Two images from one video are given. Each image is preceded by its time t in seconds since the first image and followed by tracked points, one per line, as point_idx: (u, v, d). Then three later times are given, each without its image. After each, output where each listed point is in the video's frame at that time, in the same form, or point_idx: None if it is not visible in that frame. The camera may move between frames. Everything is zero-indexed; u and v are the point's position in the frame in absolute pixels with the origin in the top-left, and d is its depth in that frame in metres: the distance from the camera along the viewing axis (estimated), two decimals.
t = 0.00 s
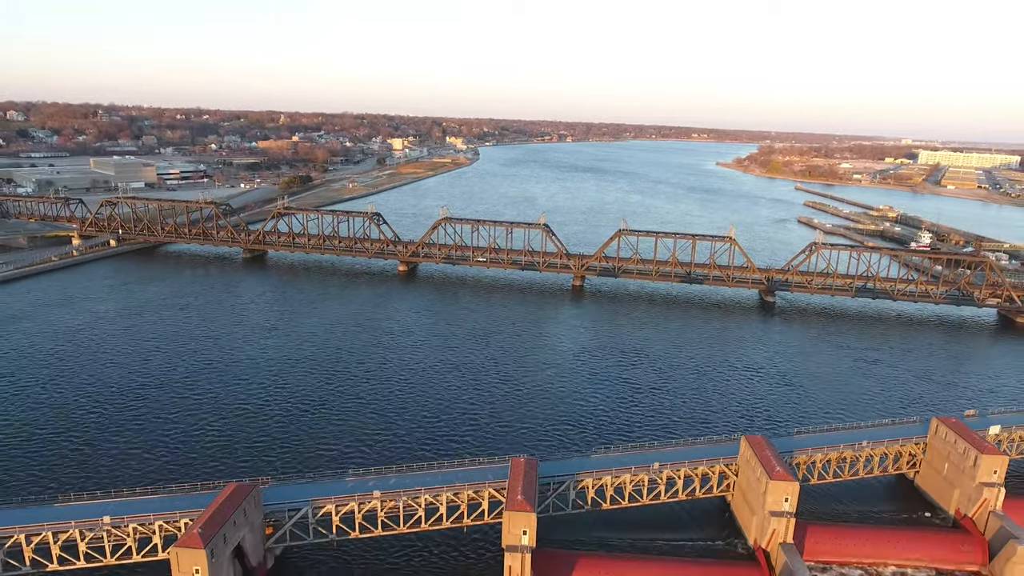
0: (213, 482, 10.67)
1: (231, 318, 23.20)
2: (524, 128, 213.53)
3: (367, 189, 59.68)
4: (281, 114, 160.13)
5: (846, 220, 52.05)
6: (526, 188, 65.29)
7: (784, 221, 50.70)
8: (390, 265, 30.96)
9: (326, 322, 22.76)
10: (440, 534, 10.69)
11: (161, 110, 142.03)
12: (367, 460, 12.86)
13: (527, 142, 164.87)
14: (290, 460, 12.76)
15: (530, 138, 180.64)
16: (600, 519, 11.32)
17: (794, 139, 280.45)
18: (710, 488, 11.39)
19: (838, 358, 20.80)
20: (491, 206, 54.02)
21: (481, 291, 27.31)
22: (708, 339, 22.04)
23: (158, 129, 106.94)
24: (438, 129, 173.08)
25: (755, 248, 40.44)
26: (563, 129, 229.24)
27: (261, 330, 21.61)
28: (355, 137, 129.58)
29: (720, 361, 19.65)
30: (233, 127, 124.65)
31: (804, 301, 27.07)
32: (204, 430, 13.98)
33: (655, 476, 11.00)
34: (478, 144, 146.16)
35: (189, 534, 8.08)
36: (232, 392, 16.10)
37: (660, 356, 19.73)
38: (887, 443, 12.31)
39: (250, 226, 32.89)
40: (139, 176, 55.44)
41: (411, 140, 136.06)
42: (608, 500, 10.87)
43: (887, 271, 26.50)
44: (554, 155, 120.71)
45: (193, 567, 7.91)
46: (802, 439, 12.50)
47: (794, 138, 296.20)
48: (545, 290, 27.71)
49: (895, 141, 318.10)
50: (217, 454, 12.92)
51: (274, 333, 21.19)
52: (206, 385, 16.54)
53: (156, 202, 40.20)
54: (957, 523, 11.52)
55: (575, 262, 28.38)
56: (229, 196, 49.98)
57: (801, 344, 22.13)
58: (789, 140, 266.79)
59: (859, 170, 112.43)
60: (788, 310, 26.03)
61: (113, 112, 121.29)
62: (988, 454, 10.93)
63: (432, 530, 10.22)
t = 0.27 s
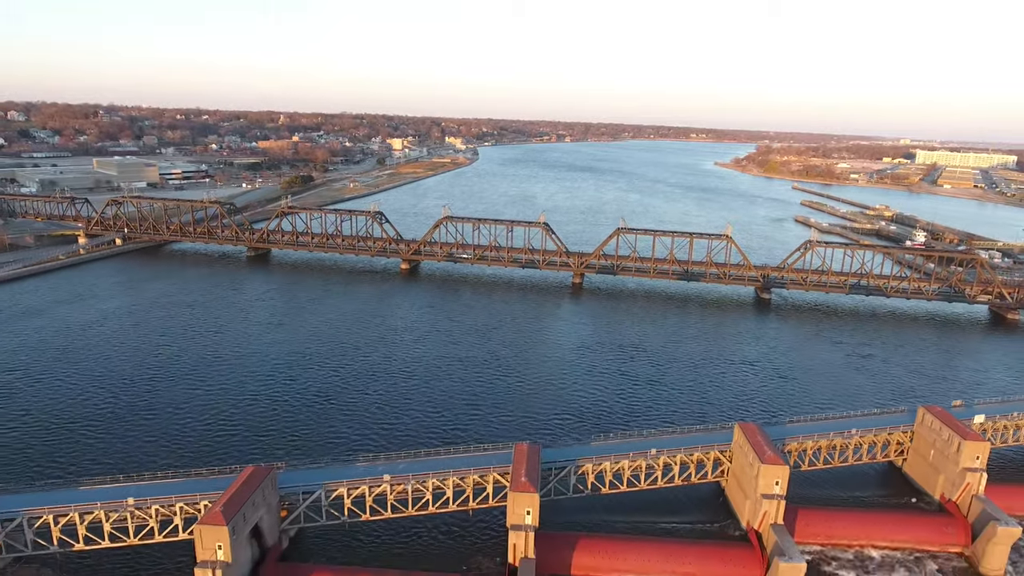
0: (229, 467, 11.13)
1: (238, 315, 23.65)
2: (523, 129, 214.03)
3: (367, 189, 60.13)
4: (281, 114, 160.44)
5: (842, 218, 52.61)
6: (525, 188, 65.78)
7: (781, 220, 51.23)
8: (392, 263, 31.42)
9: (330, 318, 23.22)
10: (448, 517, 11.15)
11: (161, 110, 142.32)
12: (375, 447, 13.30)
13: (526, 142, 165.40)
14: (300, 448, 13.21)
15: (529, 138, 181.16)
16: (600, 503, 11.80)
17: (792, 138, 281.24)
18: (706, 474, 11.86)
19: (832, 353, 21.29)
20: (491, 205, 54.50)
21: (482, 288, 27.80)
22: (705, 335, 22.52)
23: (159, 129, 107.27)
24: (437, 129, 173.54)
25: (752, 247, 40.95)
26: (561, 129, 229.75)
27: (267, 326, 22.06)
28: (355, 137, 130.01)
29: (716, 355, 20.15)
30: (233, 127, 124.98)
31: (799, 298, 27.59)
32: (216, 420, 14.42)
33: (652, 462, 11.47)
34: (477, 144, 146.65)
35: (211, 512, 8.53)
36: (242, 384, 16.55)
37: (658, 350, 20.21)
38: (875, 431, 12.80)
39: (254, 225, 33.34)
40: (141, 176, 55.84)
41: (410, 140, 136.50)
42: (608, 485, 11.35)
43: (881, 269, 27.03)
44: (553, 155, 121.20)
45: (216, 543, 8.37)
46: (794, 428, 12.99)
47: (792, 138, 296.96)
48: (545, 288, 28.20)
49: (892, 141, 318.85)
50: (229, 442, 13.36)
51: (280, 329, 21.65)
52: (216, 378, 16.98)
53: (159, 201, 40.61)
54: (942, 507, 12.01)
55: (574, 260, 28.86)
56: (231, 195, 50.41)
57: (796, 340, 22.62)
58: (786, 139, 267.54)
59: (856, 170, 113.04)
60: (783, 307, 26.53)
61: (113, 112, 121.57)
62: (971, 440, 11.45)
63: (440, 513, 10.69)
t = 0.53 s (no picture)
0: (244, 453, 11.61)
1: (244, 311, 24.12)
2: (522, 129, 214.57)
3: (369, 188, 60.64)
4: (281, 114, 160.88)
5: (839, 218, 53.14)
6: (525, 188, 66.29)
7: (779, 220, 51.74)
8: (394, 261, 31.90)
9: (335, 314, 23.69)
10: (453, 502, 11.64)
11: (161, 110, 142.76)
12: (382, 436, 13.76)
13: (526, 142, 166.00)
14: (310, 436, 13.67)
15: (529, 138, 181.69)
16: (600, 489, 12.29)
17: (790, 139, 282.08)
18: (702, 461, 12.33)
19: (826, 348, 21.78)
20: (491, 205, 54.99)
21: (484, 286, 28.29)
22: (702, 331, 23.01)
23: (160, 129, 107.74)
24: (436, 129, 173.75)
25: (750, 246, 41.45)
26: (561, 129, 230.28)
27: (273, 322, 22.54)
28: (355, 138, 130.53)
29: (713, 350, 20.63)
30: (234, 127, 125.43)
31: (795, 295, 28.08)
32: (228, 410, 14.88)
33: (650, 450, 11.94)
34: (477, 145, 147.17)
35: (233, 493, 9.03)
36: (251, 377, 17.01)
37: (656, 346, 20.69)
38: (865, 421, 13.27)
39: (258, 224, 33.81)
40: (144, 176, 56.31)
41: (410, 141, 136.97)
42: (607, 471, 11.81)
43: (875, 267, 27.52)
44: (553, 155, 121.71)
45: (237, 521, 8.86)
46: (786, 418, 13.46)
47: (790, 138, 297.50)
48: (545, 285, 28.68)
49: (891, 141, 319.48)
50: (240, 431, 13.81)
51: (286, 325, 22.13)
52: (226, 372, 17.44)
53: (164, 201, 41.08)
54: (929, 493, 12.49)
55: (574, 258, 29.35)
56: (234, 195, 50.86)
57: (791, 336, 23.11)
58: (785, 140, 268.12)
59: (854, 170, 113.57)
60: (779, 304, 27.02)
61: (114, 112, 122.01)
62: (956, 428, 11.92)
63: (447, 497, 11.16)
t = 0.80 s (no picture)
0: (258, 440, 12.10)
1: (251, 308, 24.60)
2: (522, 129, 215.06)
3: (370, 188, 61.12)
4: (281, 114, 161.31)
5: (837, 217, 53.62)
6: (525, 187, 66.92)
7: (777, 219, 52.24)
8: (397, 259, 32.36)
9: (341, 311, 24.16)
10: (459, 487, 12.12)
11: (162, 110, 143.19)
12: (389, 425, 14.20)
13: (526, 142, 166.43)
14: (320, 426, 14.12)
15: (528, 138, 182.16)
16: (600, 475, 12.78)
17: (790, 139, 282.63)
18: (698, 449, 12.80)
19: (821, 343, 22.25)
20: (492, 204, 55.43)
21: (486, 283, 28.76)
22: (700, 327, 23.47)
23: (161, 129, 108.17)
24: (436, 129, 174.20)
25: (748, 244, 41.92)
26: (560, 129, 230.74)
27: (280, 318, 23.00)
28: (355, 138, 130.97)
29: (711, 345, 21.09)
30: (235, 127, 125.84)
31: (792, 293, 28.57)
32: (239, 401, 15.33)
33: (649, 438, 12.40)
34: (477, 144, 147.66)
35: (251, 474, 9.50)
36: (260, 370, 17.47)
37: (656, 341, 21.15)
38: (856, 410, 13.74)
39: (263, 223, 34.27)
40: (148, 175, 56.76)
41: (411, 141, 137.42)
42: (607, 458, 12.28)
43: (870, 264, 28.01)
44: (553, 155, 122.16)
45: (255, 501, 9.33)
46: (780, 408, 13.93)
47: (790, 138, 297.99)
48: (546, 283, 29.15)
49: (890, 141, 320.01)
50: (251, 421, 14.26)
51: (293, 321, 22.58)
52: (235, 365, 17.89)
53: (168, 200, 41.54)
54: (917, 480, 12.96)
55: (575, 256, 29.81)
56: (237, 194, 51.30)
57: (787, 332, 23.59)
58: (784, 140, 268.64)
59: (852, 170, 114.06)
60: (776, 301, 27.51)
61: (115, 112, 122.40)
62: (942, 417, 12.39)
63: (453, 482, 11.64)
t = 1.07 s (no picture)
0: (270, 428, 12.58)
1: (257, 305, 25.05)
2: (522, 129, 215.77)
3: (371, 188, 61.58)
4: (282, 115, 161.81)
5: (835, 217, 54.08)
6: (525, 187, 67.39)
7: (775, 219, 52.74)
8: (400, 257, 32.86)
9: (345, 308, 24.60)
10: (465, 474, 12.62)
11: (163, 111, 143.76)
12: (396, 416, 14.71)
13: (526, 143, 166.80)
14: (330, 416, 14.62)
15: (528, 139, 182.68)
16: (600, 463, 13.28)
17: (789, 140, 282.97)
18: (694, 438, 13.28)
19: (817, 340, 22.71)
20: (493, 204, 55.92)
21: (487, 281, 29.26)
22: (699, 324, 23.94)
23: (163, 129, 108.61)
24: (437, 129, 174.67)
25: (746, 243, 42.41)
26: (560, 130, 231.27)
27: (286, 315, 23.47)
28: (356, 138, 131.45)
29: (709, 342, 21.55)
30: (236, 128, 126.28)
31: (789, 290, 29.06)
32: (249, 393, 15.82)
33: (646, 427, 12.89)
34: (477, 145, 148.24)
35: (267, 459, 9.98)
36: (268, 365, 17.91)
37: (655, 337, 21.63)
38: (848, 402, 14.22)
39: (268, 222, 34.78)
40: (151, 176, 57.24)
41: (411, 141, 137.92)
42: (607, 446, 12.76)
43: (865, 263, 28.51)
44: (552, 155, 122.57)
45: (272, 484, 9.81)
46: (774, 400, 14.42)
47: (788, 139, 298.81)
48: (547, 281, 29.64)
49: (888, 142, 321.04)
50: (262, 412, 14.75)
51: (298, 318, 23.00)
52: (244, 360, 18.36)
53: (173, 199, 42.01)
54: (906, 468, 13.43)
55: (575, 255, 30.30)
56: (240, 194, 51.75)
57: (783, 328, 24.08)
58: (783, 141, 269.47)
59: (851, 170, 114.56)
60: (773, 299, 28.00)
61: (116, 113, 122.90)
62: (930, 407, 12.88)
63: (459, 469, 12.13)
